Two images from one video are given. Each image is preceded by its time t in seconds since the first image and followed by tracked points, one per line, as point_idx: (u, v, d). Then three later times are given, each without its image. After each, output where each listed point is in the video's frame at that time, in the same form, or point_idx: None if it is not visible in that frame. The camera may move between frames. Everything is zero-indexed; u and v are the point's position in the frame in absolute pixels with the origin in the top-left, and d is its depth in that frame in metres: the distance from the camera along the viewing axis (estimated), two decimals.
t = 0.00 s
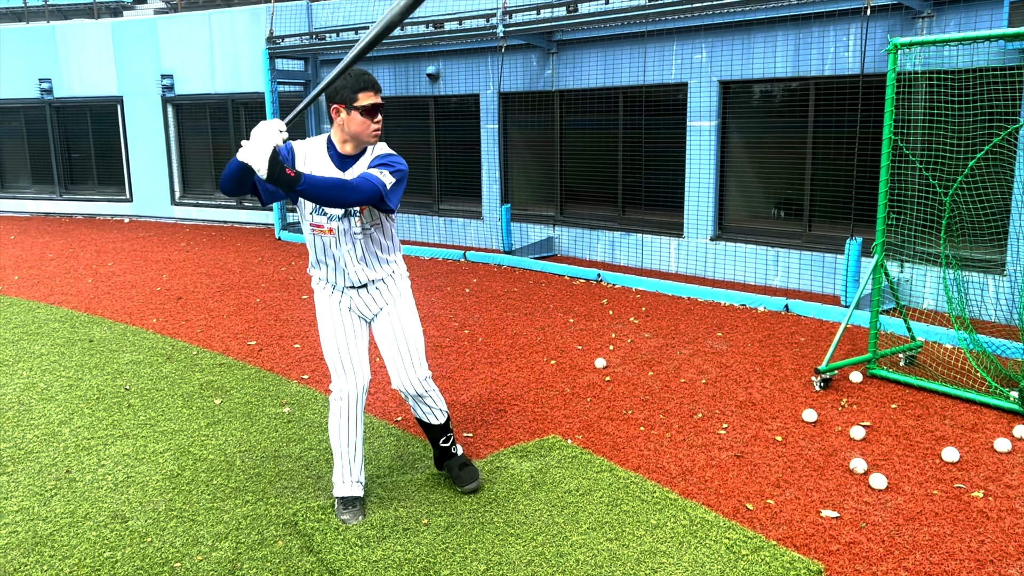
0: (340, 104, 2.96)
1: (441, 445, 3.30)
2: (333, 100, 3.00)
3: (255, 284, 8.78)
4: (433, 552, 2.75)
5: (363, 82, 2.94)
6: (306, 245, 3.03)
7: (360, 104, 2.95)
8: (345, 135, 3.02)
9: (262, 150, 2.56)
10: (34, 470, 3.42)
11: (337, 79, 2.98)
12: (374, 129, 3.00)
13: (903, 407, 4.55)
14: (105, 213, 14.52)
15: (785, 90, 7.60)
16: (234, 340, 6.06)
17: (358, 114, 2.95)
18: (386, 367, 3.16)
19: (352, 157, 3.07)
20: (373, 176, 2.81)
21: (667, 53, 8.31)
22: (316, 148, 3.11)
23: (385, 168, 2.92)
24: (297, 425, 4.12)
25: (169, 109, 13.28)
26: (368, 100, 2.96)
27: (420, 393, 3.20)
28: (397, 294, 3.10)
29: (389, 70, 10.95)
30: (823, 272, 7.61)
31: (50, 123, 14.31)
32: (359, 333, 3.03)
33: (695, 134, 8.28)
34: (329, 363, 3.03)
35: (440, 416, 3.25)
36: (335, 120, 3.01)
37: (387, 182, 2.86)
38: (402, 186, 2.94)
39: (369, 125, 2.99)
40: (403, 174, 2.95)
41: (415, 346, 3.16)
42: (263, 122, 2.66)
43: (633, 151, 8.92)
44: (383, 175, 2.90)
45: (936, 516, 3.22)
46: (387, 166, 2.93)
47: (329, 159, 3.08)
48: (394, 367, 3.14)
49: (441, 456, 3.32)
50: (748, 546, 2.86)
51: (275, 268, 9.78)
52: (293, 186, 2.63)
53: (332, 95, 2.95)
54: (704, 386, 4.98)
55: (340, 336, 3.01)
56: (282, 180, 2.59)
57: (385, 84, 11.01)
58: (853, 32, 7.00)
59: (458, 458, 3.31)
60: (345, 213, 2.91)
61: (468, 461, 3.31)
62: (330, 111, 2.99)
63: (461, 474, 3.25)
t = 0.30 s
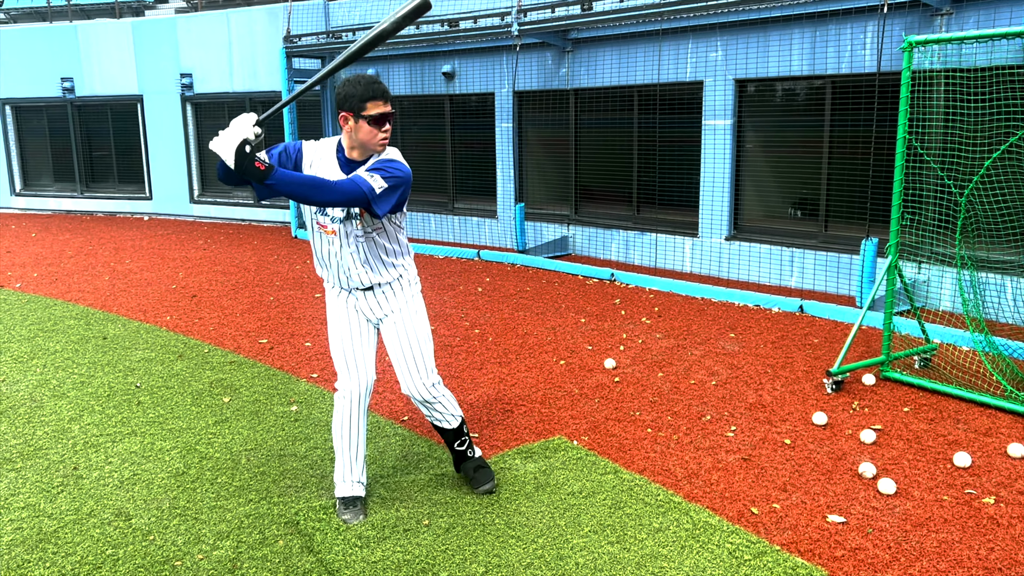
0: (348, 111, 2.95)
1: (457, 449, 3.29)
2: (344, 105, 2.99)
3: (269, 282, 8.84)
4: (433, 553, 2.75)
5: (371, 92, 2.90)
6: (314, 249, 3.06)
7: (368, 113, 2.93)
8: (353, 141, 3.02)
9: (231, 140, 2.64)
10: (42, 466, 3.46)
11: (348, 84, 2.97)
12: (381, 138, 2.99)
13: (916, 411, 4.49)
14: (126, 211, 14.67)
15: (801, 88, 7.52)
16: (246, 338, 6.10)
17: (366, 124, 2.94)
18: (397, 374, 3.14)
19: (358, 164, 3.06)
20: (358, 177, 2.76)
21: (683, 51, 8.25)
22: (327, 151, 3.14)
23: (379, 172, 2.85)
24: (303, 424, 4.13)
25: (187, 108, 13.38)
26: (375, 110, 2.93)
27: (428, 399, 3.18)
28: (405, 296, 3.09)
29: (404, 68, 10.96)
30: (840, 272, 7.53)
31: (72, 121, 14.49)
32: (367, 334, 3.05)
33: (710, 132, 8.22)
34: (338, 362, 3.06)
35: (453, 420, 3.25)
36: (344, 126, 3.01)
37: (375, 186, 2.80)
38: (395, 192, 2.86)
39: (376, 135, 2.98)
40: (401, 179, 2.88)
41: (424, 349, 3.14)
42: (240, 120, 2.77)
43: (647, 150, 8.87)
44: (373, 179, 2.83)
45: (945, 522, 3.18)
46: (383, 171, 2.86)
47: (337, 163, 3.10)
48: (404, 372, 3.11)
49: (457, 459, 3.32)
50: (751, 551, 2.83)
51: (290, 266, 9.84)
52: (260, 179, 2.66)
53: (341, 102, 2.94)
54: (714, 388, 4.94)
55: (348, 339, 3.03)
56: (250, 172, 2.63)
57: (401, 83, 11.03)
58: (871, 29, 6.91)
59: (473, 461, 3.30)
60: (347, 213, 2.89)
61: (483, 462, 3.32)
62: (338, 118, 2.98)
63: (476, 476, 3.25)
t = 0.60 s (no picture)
0: (371, 121, 2.96)
1: (483, 437, 3.40)
2: (368, 113, 3.00)
3: (277, 280, 8.90)
4: (417, 552, 2.76)
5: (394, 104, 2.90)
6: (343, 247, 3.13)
7: (390, 123, 2.95)
8: (376, 148, 3.04)
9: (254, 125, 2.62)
10: (40, 463, 3.51)
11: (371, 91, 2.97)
12: (404, 147, 3.01)
13: (914, 412, 4.45)
14: (140, 209, 14.80)
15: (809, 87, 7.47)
16: (249, 337, 6.15)
17: (389, 134, 2.96)
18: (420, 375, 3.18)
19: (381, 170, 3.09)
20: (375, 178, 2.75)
21: (690, 49, 8.22)
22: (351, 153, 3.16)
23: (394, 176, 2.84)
24: (299, 422, 4.16)
25: (201, 107, 13.48)
26: (398, 120, 2.94)
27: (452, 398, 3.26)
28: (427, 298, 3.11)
29: (414, 67, 10.98)
30: (846, 273, 7.48)
31: (87, 120, 14.65)
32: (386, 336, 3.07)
33: (718, 131, 8.19)
34: (353, 358, 3.09)
35: (477, 412, 3.34)
36: (367, 134, 3.03)
37: (391, 187, 2.79)
38: (411, 196, 2.85)
39: (399, 143, 2.99)
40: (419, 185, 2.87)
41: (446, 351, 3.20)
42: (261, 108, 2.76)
43: (654, 149, 8.84)
44: (389, 181, 2.82)
45: (937, 525, 3.15)
46: (401, 175, 2.86)
47: (360, 167, 3.13)
48: (427, 373, 3.17)
49: (485, 445, 3.42)
50: (737, 553, 2.83)
51: (298, 265, 9.90)
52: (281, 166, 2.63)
53: (364, 112, 2.95)
54: (712, 388, 4.92)
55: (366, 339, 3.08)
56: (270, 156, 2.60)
57: (410, 82, 11.05)
58: (878, 27, 6.86)
59: (502, 445, 3.42)
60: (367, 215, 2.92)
61: (512, 446, 3.44)
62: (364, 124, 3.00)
63: (508, 461, 3.40)
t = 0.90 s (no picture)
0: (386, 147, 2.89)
1: (485, 434, 3.50)
2: (380, 140, 2.91)
3: (280, 278, 8.98)
4: (392, 547, 2.82)
5: (411, 130, 2.86)
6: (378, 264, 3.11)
7: (407, 149, 2.88)
8: (394, 171, 2.98)
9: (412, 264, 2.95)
10: (32, 458, 3.58)
11: (381, 116, 2.88)
12: (419, 165, 2.97)
13: (904, 412, 4.45)
14: (150, 207, 14.94)
15: (811, 85, 7.44)
16: (248, 334, 6.22)
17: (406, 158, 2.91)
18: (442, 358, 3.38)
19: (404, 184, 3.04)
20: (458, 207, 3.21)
21: (692, 48, 8.20)
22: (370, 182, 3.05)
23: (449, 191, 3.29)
24: (289, 419, 4.21)
25: (210, 106, 13.59)
26: (417, 145, 2.91)
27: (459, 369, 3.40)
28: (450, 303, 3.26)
29: (419, 66, 11.02)
30: (846, 271, 7.47)
31: (99, 119, 14.80)
32: (426, 354, 3.09)
33: (720, 129, 8.17)
34: (390, 367, 3.10)
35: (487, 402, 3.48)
36: (383, 160, 2.95)
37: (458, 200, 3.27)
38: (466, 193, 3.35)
39: (414, 162, 2.95)
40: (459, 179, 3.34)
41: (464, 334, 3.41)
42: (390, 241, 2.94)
43: (656, 147, 8.83)
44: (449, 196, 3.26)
45: (915, 525, 3.16)
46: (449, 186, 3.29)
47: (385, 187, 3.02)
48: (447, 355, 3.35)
49: (479, 450, 3.52)
50: (709, 552, 2.85)
51: (302, 263, 9.97)
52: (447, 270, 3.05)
53: (379, 139, 2.87)
54: (703, 387, 4.94)
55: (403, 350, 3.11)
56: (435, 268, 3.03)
57: (415, 80, 11.09)
58: (879, 25, 6.82)
59: (492, 446, 3.53)
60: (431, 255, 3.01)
61: (505, 451, 3.55)
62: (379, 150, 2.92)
63: (503, 463, 3.49)
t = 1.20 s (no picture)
0: (416, 125, 2.94)
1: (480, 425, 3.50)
2: (398, 124, 2.92)
3: (285, 274, 9.05)
4: (375, 540, 2.86)
5: (425, 98, 2.95)
6: (407, 250, 3.06)
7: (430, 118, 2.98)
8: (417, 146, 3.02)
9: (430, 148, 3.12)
10: (28, 451, 3.65)
11: (395, 98, 2.91)
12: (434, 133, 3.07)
13: (896, 409, 4.44)
14: (161, 204, 15.07)
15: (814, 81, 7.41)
16: (249, 330, 6.28)
17: (430, 128, 2.99)
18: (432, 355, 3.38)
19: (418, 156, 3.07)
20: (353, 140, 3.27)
21: (695, 44, 8.19)
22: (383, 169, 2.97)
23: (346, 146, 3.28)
24: (283, 414, 4.27)
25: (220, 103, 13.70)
26: (432, 113, 3.00)
27: (458, 361, 3.41)
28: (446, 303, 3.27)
29: (425, 63, 11.05)
30: (848, 268, 7.46)
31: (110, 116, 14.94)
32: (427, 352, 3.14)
33: (723, 125, 8.15)
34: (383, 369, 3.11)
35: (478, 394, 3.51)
36: (407, 143, 2.97)
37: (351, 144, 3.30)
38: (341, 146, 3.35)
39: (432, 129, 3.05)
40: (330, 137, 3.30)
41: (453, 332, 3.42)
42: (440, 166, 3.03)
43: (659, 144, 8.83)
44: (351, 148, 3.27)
45: (897, 521, 3.17)
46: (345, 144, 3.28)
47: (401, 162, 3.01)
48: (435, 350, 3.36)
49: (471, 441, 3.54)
50: (688, 547, 2.88)
51: (308, 259, 10.05)
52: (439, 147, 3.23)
53: (408, 119, 2.91)
54: (697, 383, 4.95)
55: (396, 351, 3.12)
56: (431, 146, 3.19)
57: (422, 77, 11.12)
58: (881, 20, 6.79)
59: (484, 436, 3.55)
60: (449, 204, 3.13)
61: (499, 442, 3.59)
62: (405, 132, 2.94)
63: (497, 453, 3.53)
